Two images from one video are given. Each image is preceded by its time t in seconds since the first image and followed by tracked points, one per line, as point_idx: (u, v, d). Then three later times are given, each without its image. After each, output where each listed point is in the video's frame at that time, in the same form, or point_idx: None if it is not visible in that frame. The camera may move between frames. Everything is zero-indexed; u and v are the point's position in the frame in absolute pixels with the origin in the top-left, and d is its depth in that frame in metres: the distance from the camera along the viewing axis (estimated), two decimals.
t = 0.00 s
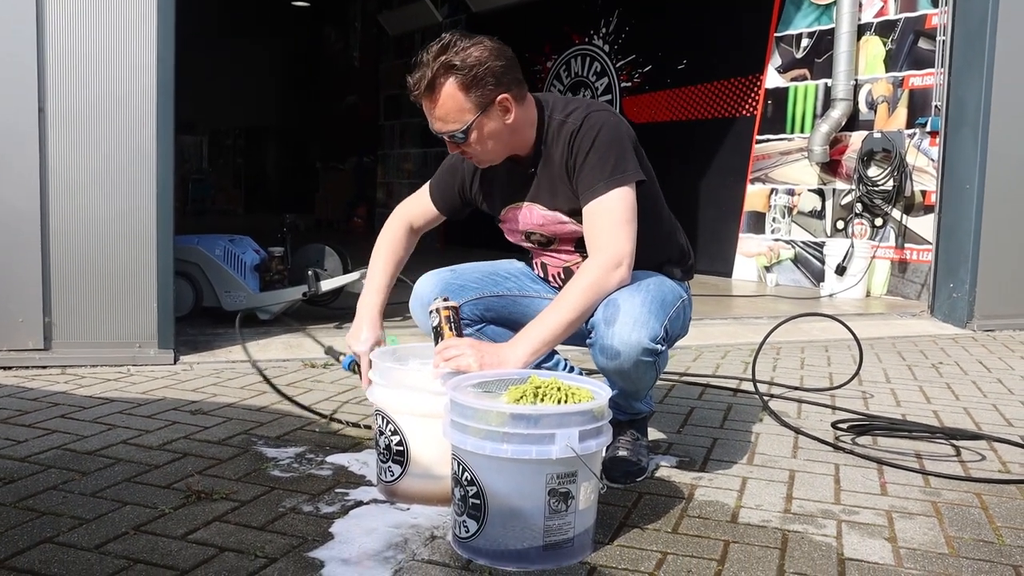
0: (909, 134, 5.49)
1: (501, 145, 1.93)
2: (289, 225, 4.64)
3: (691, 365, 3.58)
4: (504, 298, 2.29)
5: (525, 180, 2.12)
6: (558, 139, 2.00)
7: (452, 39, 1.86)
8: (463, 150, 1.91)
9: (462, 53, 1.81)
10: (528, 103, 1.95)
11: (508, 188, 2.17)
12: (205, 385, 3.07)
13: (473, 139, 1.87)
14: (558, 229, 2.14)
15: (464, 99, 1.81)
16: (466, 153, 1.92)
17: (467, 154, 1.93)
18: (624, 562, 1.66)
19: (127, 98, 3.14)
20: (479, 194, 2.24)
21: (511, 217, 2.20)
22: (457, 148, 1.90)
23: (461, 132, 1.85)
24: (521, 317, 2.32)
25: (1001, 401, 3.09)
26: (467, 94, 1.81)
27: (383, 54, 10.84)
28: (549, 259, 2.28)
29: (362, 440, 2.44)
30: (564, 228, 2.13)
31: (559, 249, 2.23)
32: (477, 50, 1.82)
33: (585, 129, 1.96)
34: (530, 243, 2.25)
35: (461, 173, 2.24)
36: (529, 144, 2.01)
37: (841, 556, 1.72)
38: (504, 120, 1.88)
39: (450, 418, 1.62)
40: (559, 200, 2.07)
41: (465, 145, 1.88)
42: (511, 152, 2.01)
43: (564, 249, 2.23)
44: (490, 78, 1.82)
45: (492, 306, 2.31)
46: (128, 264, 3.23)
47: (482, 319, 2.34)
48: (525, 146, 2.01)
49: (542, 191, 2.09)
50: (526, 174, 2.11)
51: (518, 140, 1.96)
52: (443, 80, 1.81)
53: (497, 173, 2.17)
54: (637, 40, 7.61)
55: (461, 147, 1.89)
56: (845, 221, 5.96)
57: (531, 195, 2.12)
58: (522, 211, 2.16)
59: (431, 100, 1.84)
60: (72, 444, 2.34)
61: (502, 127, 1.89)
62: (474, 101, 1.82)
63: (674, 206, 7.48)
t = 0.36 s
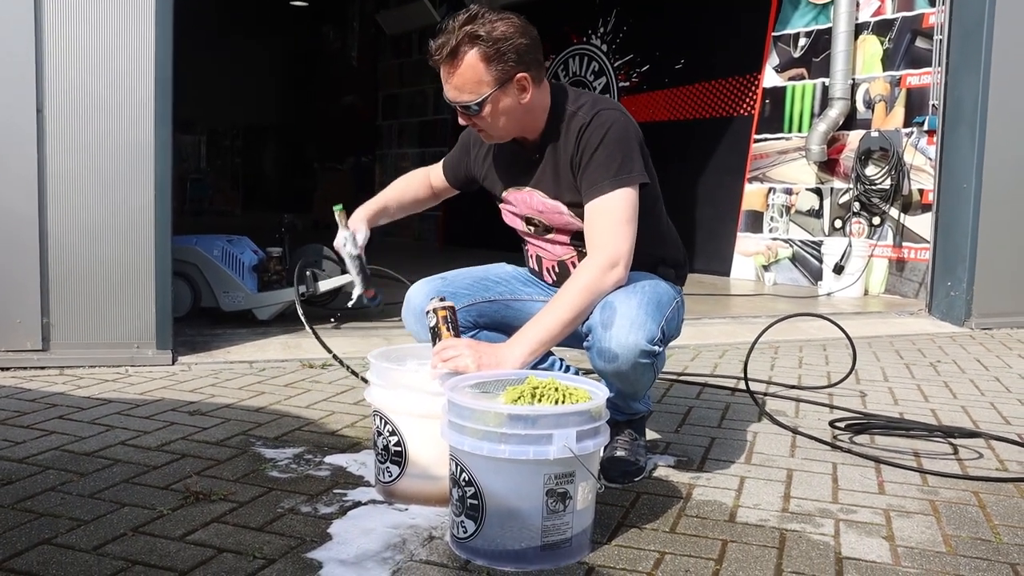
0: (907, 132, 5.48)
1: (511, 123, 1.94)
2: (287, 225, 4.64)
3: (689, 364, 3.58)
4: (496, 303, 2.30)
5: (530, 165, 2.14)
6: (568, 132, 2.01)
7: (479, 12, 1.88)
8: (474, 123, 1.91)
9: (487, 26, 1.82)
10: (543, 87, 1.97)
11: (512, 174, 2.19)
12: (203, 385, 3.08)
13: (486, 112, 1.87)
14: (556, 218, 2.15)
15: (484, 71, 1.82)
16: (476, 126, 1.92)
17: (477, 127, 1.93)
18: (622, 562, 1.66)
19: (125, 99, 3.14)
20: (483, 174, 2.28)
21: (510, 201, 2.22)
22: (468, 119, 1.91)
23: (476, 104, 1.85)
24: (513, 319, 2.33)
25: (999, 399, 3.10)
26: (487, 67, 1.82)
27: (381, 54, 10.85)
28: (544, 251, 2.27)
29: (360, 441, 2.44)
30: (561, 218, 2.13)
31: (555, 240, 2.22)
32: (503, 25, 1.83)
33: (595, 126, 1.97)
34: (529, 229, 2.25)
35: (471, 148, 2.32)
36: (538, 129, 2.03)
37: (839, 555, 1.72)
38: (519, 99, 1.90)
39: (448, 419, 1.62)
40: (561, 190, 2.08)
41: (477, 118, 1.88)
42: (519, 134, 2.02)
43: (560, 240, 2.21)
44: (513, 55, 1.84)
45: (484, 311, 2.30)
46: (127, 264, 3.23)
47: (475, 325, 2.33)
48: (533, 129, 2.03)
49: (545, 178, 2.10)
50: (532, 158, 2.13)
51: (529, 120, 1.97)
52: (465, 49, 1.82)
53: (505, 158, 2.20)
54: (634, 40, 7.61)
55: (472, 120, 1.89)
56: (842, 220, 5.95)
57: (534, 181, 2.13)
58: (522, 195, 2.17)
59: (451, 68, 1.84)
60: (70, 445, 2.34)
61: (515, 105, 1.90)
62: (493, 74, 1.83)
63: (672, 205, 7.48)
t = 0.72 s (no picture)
0: (892, 122, 5.48)
1: (532, 101, 1.95)
2: (274, 226, 4.62)
3: (678, 358, 3.59)
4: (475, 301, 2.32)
5: (531, 144, 2.12)
6: (578, 120, 2.00)
7: None
8: (498, 96, 1.90)
9: None
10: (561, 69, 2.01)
11: (513, 157, 2.16)
12: (191, 388, 3.06)
13: (515, 85, 1.88)
14: (549, 207, 2.15)
15: (524, 42, 1.84)
16: (498, 100, 1.91)
17: (498, 102, 1.92)
18: (612, 557, 1.66)
19: (108, 103, 3.12)
20: (484, 159, 2.25)
21: (506, 181, 2.20)
22: (492, 91, 1.90)
23: (509, 74, 1.85)
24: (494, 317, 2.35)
25: (986, 386, 3.12)
26: (528, 37, 1.85)
27: (367, 52, 10.83)
28: (532, 243, 2.28)
29: (349, 441, 2.44)
30: (553, 198, 2.13)
31: (545, 229, 2.22)
32: None
33: (605, 115, 1.95)
34: (520, 217, 2.24)
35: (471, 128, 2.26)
36: (546, 114, 2.03)
37: (828, 545, 1.73)
38: (545, 76, 1.93)
39: (435, 417, 1.62)
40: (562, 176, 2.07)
41: (503, 89, 1.88)
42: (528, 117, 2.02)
43: (549, 232, 2.22)
44: (550, 29, 1.88)
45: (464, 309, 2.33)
46: (114, 268, 3.21)
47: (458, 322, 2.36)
48: (544, 114, 2.03)
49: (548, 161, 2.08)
50: (533, 138, 2.11)
51: (547, 102, 1.99)
52: (508, 17, 1.83)
53: (509, 144, 2.17)
54: (618, 33, 7.59)
55: (499, 91, 1.89)
56: (830, 210, 5.98)
57: (538, 165, 2.11)
58: (521, 175, 2.16)
59: (489, 34, 1.84)
60: (58, 451, 2.33)
61: (541, 81, 1.93)
62: (531, 45, 1.85)
63: (660, 199, 7.49)
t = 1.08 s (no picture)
0: (893, 126, 5.49)
1: (543, 107, 1.95)
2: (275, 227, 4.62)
3: (678, 361, 3.59)
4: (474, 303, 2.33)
5: (537, 150, 2.11)
6: (586, 127, 2.00)
7: None
8: (509, 103, 1.90)
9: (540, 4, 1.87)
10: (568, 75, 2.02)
11: (519, 161, 2.16)
12: (191, 388, 3.06)
13: (528, 92, 1.88)
14: (555, 212, 2.15)
15: (536, 48, 1.85)
16: (509, 107, 1.92)
17: (510, 109, 1.92)
18: (611, 560, 1.66)
19: (111, 102, 3.12)
20: (489, 164, 2.25)
21: (510, 186, 2.19)
22: (503, 98, 1.90)
23: (521, 81, 1.86)
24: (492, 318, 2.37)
25: (986, 392, 3.12)
26: (541, 43, 1.86)
27: (369, 53, 10.83)
28: (535, 245, 2.28)
29: (349, 441, 2.44)
30: (557, 204, 2.13)
31: (549, 232, 2.22)
32: (553, 6, 1.89)
33: (614, 122, 1.96)
34: (523, 219, 2.24)
35: (474, 134, 2.26)
36: (554, 120, 2.03)
37: (827, 550, 1.73)
38: (556, 82, 1.93)
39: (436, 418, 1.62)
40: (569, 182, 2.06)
41: (515, 96, 1.88)
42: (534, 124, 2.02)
43: (553, 235, 2.22)
44: (560, 36, 1.89)
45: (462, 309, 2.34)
46: (115, 266, 3.22)
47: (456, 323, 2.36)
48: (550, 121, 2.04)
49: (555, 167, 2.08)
50: (539, 145, 2.11)
51: (555, 108, 2.00)
52: (521, 23, 1.84)
53: (515, 149, 2.16)
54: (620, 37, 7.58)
55: (510, 97, 1.89)
56: (831, 214, 5.99)
57: (544, 171, 2.11)
58: (526, 180, 2.15)
59: (502, 41, 1.84)
60: (59, 450, 2.34)
61: (552, 88, 1.93)
62: (543, 51, 1.86)
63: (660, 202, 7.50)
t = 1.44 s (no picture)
0: (895, 133, 5.51)
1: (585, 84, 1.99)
2: (276, 228, 4.62)
3: (677, 365, 3.59)
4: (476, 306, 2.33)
5: (555, 151, 2.13)
6: (607, 131, 2.03)
7: None
8: (560, 74, 1.92)
9: None
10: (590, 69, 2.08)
11: (547, 152, 2.14)
12: (191, 388, 3.07)
13: (577, 54, 1.92)
14: (570, 214, 2.15)
15: (575, 11, 1.93)
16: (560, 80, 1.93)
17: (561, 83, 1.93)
18: (610, 564, 1.66)
19: (113, 102, 3.13)
20: (504, 163, 2.24)
21: (526, 186, 2.20)
22: (555, 68, 1.92)
23: (570, 42, 1.91)
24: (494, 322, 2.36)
25: (985, 399, 3.12)
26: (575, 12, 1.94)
27: (371, 55, 10.84)
28: (544, 248, 2.27)
29: (348, 443, 2.44)
30: (572, 206, 2.14)
31: (560, 236, 2.22)
32: None
33: (636, 128, 2.00)
34: (536, 220, 2.23)
35: (489, 134, 2.25)
36: (577, 119, 2.05)
37: (825, 556, 1.73)
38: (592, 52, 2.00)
39: (436, 421, 1.62)
40: (586, 184, 2.08)
41: (565, 62, 1.92)
42: (567, 117, 2.03)
43: (564, 238, 2.21)
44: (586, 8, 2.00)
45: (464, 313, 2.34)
46: (116, 265, 3.22)
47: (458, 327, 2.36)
48: (575, 119, 2.05)
49: (572, 168, 2.10)
50: (558, 146, 2.12)
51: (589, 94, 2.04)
52: None
53: (531, 148, 2.16)
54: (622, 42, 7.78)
55: (560, 64, 1.92)
56: (831, 220, 5.97)
57: (560, 170, 2.13)
58: (542, 180, 2.16)
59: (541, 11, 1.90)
60: (58, 449, 2.34)
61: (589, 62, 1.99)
62: (579, 19, 1.94)
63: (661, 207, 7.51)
